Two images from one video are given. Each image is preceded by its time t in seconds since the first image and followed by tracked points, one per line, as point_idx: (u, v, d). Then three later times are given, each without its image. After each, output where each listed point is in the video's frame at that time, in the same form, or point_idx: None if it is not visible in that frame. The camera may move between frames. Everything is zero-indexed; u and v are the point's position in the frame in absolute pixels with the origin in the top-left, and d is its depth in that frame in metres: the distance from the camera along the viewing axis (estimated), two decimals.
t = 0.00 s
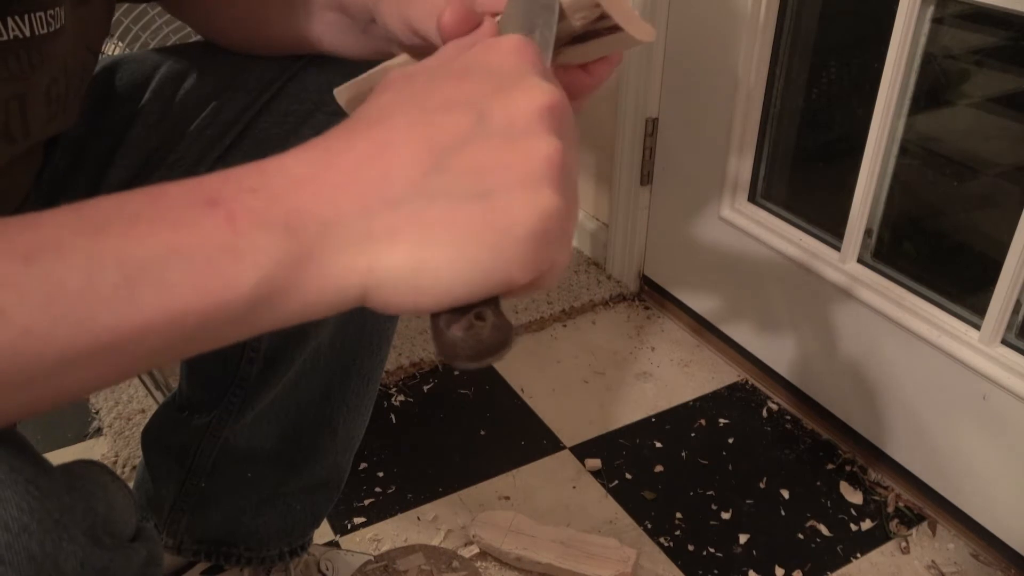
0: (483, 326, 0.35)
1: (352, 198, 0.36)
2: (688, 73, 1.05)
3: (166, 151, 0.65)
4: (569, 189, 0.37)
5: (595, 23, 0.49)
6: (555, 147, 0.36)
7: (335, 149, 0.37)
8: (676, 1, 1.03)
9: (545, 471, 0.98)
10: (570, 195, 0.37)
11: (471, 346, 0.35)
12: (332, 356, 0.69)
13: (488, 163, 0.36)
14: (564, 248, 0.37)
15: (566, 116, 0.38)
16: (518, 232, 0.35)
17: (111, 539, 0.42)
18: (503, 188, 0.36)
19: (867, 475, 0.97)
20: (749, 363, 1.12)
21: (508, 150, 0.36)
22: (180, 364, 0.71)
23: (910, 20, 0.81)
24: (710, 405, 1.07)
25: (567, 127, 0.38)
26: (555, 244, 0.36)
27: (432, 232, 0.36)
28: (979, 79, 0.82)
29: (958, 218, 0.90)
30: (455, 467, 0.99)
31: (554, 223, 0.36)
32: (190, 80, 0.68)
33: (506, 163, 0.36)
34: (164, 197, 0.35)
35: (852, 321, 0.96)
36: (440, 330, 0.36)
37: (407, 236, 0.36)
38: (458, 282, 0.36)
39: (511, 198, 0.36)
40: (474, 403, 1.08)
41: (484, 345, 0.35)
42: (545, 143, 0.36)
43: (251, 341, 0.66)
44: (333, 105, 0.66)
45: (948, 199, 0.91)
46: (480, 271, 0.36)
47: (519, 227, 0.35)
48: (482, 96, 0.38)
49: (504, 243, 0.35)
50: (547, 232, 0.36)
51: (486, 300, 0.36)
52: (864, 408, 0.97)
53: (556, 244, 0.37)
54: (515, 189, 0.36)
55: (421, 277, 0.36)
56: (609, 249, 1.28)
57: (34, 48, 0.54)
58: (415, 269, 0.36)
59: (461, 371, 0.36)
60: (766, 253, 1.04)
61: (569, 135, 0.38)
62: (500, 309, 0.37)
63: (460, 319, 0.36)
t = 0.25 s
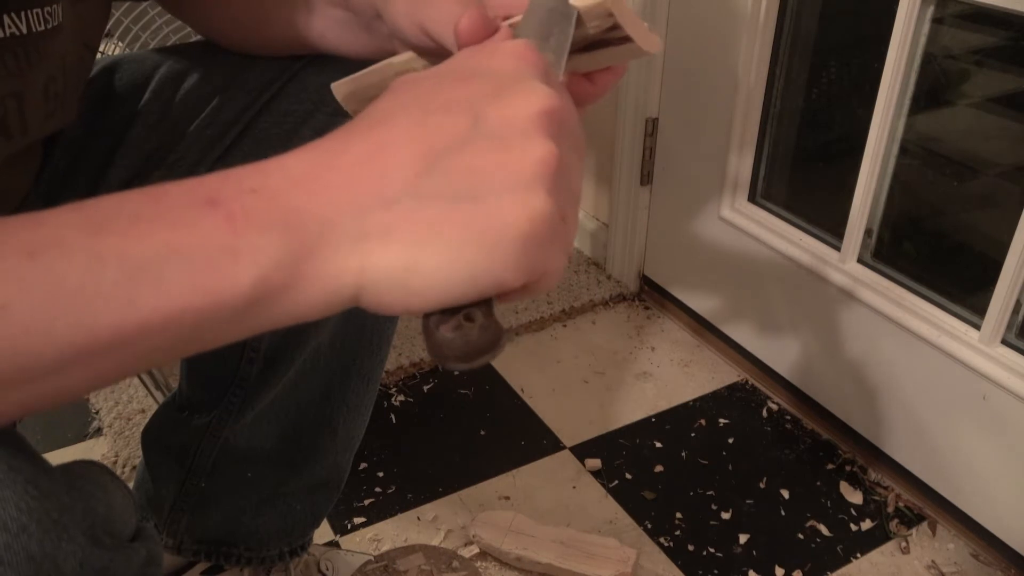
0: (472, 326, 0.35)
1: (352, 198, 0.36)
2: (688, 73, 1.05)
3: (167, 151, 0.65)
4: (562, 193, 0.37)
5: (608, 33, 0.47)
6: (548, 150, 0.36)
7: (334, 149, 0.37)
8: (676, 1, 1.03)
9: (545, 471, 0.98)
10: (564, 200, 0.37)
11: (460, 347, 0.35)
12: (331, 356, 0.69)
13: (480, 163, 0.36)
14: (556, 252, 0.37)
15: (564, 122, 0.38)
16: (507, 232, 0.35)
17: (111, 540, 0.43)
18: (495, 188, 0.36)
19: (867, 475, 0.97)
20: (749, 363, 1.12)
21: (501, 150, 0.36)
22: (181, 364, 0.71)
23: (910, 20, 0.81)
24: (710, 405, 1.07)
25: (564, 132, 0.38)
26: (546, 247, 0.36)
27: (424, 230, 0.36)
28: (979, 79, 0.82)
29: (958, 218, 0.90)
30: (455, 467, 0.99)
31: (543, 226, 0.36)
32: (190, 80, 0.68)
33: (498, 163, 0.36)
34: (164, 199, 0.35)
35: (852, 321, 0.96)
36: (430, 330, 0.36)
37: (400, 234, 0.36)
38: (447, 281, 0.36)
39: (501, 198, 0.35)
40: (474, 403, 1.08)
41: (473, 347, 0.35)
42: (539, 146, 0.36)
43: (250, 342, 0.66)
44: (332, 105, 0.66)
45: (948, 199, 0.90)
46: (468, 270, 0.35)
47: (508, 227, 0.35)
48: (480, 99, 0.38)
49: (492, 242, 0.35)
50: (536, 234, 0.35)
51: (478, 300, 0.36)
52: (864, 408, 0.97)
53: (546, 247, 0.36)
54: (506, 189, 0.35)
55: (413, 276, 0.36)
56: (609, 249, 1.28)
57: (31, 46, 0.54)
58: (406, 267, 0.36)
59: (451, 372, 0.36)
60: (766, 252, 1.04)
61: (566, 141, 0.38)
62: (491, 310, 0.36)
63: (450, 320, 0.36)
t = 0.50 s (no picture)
0: (450, 302, 0.33)
1: (339, 186, 0.36)
2: (689, 73, 1.05)
3: (166, 151, 0.66)
4: (549, 175, 0.35)
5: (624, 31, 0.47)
6: (534, 131, 0.35)
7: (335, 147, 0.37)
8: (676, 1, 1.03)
9: (545, 471, 0.98)
10: (551, 182, 0.35)
11: (434, 324, 0.33)
12: (331, 355, 0.69)
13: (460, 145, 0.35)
14: (543, 238, 0.35)
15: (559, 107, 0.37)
16: (480, 212, 0.34)
17: (111, 538, 0.42)
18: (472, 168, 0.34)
19: (867, 475, 0.97)
20: (749, 364, 1.12)
21: (484, 130, 0.35)
22: (180, 363, 0.71)
23: (910, 20, 0.80)
24: (710, 405, 1.07)
25: (560, 117, 0.37)
26: (526, 232, 0.34)
27: (399, 210, 0.35)
28: (979, 79, 0.82)
29: (958, 217, 0.90)
30: (455, 467, 0.99)
31: (526, 209, 0.34)
32: (191, 80, 0.68)
33: (479, 144, 0.35)
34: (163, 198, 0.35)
35: (852, 322, 0.96)
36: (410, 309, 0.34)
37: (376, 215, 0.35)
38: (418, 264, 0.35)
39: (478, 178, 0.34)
40: (474, 403, 1.08)
41: (446, 324, 0.33)
42: (522, 128, 0.35)
43: (250, 342, 0.66)
44: (333, 105, 0.66)
45: (948, 199, 0.91)
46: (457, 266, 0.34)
47: (482, 208, 0.34)
48: (474, 86, 0.38)
49: (464, 224, 0.34)
50: (514, 216, 0.34)
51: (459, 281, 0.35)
52: (864, 408, 0.97)
53: (526, 231, 0.34)
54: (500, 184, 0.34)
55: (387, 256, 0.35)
56: (609, 249, 1.28)
57: (30, 44, 0.54)
58: (378, 246, 0.35)
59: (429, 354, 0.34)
60: (766, 253, 1.04)
61: (562, 125, 0.37)
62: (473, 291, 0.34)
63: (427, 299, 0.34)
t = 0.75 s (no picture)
0: (445, 411, 0.33)
1: (363, 185, 0.31)
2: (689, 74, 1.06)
3: (166, 152, 0.65)
4: (624, 172, 0.29)
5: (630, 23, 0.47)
6: (602, 118, 0.30)
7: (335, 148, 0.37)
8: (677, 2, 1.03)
9: (545, 471, 0.98)
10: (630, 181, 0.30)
11: (428, 427, 0.33)
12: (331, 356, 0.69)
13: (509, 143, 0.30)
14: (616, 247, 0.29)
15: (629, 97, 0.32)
16: (546, 213, 0.28)
17: (110, 541, 0.42)
18: (530, 167, 0.29)
19: (867, 475, 0.97)
20: (748, 363, 1.12)
21: (533, 123, 0.30)
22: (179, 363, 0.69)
23: (910, 20, 0.80)
24: (710, 405, 1.08)
25: (627, 103, 0.31)
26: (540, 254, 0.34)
27: (432, 218, 0.29)
28: (979, 79, 0.82)
29: (958, 217, 0.90)
30: (455, 467, 0.99)
31: (600, 208, 0.28)
32: (189, 81, 0.68)
33: (538, 139, 0.30)
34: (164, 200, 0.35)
35: (852, 321, 0.96)
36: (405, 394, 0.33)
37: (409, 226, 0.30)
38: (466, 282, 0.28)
39: (539, 179, 0.28)
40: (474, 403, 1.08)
41: (440, 431, 0.33)
42: (588, 114, 0.30)
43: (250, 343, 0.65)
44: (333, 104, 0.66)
45: (948, 198, 0.91)
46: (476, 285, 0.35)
47: (548, 208, 0.28)
48: (517, 81, 0.33)
49: (527, 228, 0.28)
50: (590, 217, 0.28)
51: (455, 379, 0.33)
52: (864, 408, 0.97)
53: (602, 236, 0.28)
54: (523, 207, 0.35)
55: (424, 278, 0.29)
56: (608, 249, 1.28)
57: (29, 43, 0.54)
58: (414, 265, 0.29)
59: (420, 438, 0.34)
60: (765, 253, 1.04)
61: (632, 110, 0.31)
62: (474, 390, 0.33)
63: (423, 391, 0.33)
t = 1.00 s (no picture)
0: (494, 361, 0.37)
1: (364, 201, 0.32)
2: (689, 74, 1.05)
3: (167, 150, 0.65)
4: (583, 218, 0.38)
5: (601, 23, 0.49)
6: (576, 175, 0.37)
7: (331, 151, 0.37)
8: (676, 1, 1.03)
9: (545, 471, 0.98)
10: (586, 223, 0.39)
11: (478, 382, 0.37)
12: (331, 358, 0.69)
13: (502, 190, 0.37)
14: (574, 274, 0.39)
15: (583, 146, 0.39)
16: (535, 261, 0.36)
17: (109, 540, 0.42)
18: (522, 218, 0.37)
19: (867, 475, 0.97)
20: (749, 364, 1.12)
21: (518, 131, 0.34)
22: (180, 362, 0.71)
23: (910, 21, 0.80)
24: (710, 405, 1.07)
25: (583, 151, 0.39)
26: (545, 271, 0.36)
27: (443, 253, 0.36)
28: (979, 79, 0.82)
29: (958, 218, 0.90)
30: (454, 466, 0.99)
31: (570, 252, 0.37)
32: (189, 80, 0.68)
33: (527, 191, 0.37)
34: (162, 205, 0.35)
35: (852, 322, 0.96)
36: (449, 359, 0.38)
37: (419, 259, 0.36)
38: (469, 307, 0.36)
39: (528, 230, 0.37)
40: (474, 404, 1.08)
41: (490, 381, 0.37)
42: (565, 171, 0.37)
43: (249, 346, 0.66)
44: (331, 106, 0.65)
45: (948, 199, 0.91)
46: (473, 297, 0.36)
47: (536, 256, 0.37)
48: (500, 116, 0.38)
49: (519, 274, 0.36)
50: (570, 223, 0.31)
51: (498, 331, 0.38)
52: (865, 409, 0.97)
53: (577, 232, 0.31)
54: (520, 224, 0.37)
55: (434, 301, 0.37)
56: (609, 249, 1.28)
57: (30, 48, 0.54)
58: (424, 290, 0.37)
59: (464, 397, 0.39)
60: (766, 252, 1.04)
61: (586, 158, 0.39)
62: (511, 348, 0.38)
63: (471, 351, 0.37)
